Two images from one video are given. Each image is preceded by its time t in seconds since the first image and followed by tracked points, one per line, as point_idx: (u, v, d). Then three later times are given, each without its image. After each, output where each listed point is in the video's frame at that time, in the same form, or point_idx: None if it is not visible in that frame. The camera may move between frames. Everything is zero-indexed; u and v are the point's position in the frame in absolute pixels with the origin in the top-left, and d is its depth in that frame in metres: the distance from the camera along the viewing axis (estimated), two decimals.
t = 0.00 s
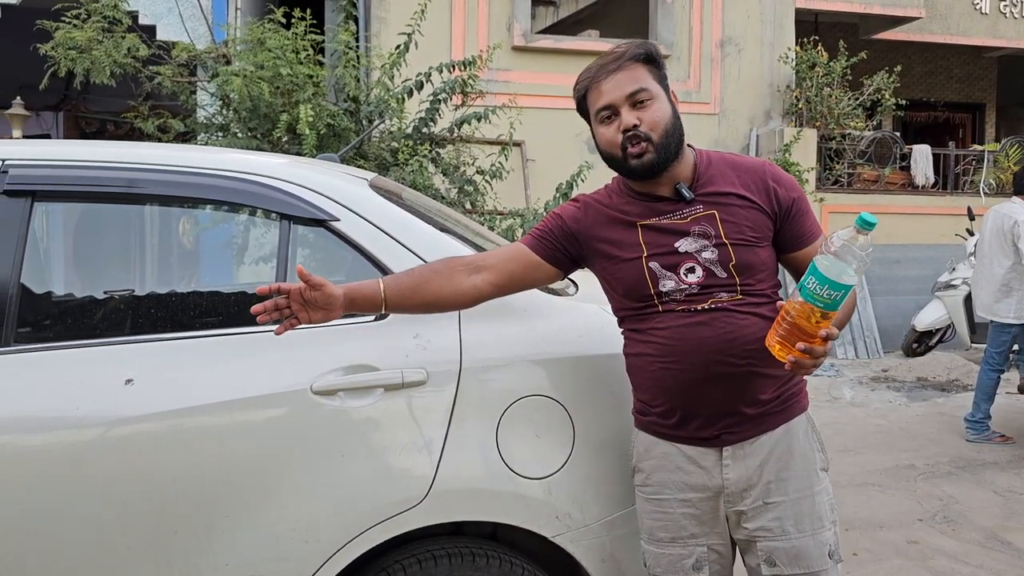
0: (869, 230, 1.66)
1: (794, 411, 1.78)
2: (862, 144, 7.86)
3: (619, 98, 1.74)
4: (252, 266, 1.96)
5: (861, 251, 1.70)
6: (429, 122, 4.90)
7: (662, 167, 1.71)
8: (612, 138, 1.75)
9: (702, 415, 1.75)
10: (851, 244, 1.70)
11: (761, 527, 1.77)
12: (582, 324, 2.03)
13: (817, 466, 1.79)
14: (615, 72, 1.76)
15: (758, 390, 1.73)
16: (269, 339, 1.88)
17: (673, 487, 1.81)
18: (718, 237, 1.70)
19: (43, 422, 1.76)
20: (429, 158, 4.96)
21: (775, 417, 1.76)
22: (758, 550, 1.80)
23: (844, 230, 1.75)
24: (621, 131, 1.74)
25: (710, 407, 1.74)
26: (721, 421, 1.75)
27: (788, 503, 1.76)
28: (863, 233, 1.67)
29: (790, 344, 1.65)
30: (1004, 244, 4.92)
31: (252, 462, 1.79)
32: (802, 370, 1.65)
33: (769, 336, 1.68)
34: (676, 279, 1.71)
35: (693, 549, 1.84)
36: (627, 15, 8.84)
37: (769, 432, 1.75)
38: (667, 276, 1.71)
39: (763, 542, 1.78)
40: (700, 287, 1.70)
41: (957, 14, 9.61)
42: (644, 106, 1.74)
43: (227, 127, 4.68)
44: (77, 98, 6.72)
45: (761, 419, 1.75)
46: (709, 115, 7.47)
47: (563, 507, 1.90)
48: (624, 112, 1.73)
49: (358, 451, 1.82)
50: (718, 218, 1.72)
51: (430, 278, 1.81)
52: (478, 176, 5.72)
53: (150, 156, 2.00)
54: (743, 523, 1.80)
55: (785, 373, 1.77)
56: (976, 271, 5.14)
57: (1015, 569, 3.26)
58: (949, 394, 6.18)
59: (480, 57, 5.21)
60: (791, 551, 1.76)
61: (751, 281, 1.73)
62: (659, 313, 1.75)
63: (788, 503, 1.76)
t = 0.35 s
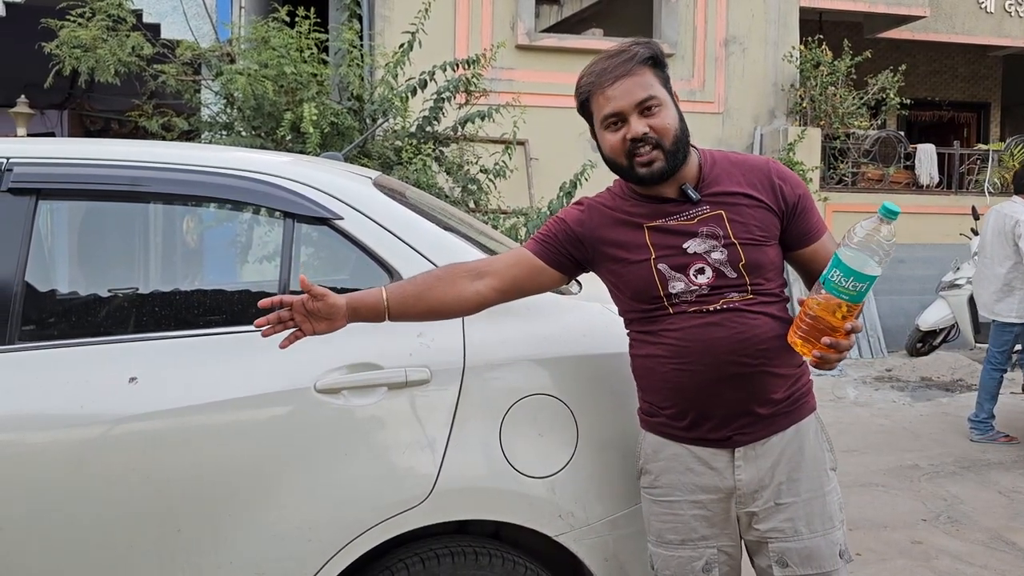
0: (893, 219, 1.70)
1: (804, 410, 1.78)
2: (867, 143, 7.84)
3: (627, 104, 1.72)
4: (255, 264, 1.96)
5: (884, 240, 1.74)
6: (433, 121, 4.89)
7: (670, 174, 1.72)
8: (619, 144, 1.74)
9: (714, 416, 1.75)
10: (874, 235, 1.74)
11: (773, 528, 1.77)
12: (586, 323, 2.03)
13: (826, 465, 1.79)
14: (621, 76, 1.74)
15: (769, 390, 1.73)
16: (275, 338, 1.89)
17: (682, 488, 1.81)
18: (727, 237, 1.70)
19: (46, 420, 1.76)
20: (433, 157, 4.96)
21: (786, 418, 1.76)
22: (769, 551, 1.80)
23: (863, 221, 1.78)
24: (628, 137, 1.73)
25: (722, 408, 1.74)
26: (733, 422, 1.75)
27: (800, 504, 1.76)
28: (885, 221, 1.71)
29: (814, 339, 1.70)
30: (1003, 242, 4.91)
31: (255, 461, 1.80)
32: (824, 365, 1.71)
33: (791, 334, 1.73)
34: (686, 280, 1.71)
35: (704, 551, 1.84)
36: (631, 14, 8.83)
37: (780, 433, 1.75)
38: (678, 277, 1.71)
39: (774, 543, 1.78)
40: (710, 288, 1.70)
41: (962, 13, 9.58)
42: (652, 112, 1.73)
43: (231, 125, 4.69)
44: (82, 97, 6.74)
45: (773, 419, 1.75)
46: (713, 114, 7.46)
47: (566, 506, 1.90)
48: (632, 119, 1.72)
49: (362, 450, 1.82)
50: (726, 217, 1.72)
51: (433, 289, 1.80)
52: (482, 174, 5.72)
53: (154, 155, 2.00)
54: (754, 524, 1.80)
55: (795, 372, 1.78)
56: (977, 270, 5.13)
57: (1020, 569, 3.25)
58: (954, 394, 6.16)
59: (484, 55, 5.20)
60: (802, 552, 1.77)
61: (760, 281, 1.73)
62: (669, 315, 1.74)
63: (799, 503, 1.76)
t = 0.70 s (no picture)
0: (894, 230, 1.69)
1: (808, 414, 1.77)
2: (870, 141, 7.82)
3: (610, 106, 1.73)
4: (256, 262, 1.96)
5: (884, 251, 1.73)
6: (435, 118, 4.89)
7: (652, 176, 1.71)
8: (605, 145, 1.76)
9: (713, 419, 1.75)
10: (876, 246, 1.73)
11: (774, 532, 1.77)
12: (588, 321, 2.03)
13: (832, 471, 1.78)
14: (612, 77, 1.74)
15: (771, 394, 1.73)
16: (276, 335, 1.88)
17: (682, 488, 1.82)
18: (729, 240, 1.69)
19: (47, 417, 1.76)
20: (434, 154, 4.95)
21: (789, 421, 1.75)
22: (773, 555, 1.80)
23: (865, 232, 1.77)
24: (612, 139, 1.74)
25: (722, 411, 1.74)
26: (733, 425, 1.75)
27: (803, 509, 1.75)
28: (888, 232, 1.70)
29: (815, 354, 1.66)
30: (1004, 240, 4.90)
31: (255, 459, 1.80)
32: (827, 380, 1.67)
33: (791, 347, 1.70)
34: (686, 283, 1.71)
35: (703, 553, 1.84)
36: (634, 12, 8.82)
37: (783, 436, 1.74)
38: (678, 280, 1.71)
39: (777, 547, 1.79)
40: (710, 291, 1.70)
41: (966, 12, 9.55)
42: (635, 114, 1.71)
43: (233, 123, 4.69)
44: (84, 94, 6.75)
45: (774, 423, 1.74)
46: (716, 112, 7.45)
47: (567, 504, 1.90)
48: (612, 121, 1.72)
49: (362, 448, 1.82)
50: (730, 219, 1.71)
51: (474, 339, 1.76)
52: (483, 172, 5.71)
53: (155, 151, 2.00)
54: (755, 527, 1.80)
55: (800, 376, 1.76)
56: (978, 269, 5.12)
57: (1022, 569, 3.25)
58: (956, 393, 6.15)
59: (486, 53, 5.19)
60: (805, 557, 1.77)
61: (764, 284, 1.72)
62: (670, 316, 1.74)
63: (802, 508, 1.75)
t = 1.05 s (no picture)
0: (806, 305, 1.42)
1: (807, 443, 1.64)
2: (871, 137, 7.79)
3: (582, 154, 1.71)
4: (257, 257, 1.96)
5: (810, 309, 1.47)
6: (435, 114, 4.88)
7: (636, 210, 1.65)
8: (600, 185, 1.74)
9: (704, 426, 1.71)
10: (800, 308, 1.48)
11: (751, 555, 1.71)
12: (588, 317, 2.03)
13: (826, 507, 1.65)
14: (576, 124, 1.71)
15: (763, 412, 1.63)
16: (277, 330, 1.88)
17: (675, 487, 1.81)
18: (723, 257, 1.59)
19: (45, 412, 1.76)
20: (435, 149, 4.94)
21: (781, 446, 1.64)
22: None
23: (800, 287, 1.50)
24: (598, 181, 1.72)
25: (712, 419, 1.69)
26: (722, 435, 1.69)
27: (783, 539, 1.67)
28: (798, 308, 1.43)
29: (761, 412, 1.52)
30: (1007, 237, 4.89)
31: (255, 455, 1.80)
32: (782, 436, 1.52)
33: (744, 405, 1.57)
34: (685, 298, 1.65)
35: (684, 558, 1.81)
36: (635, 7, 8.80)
37: (770, 459, 1.65)
38: (677, 295, 1.66)
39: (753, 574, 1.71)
40: (705, 307, 1.63)
41: (969, 7, 9.53)
42: (597, 158, 1.66)
43: (233, 118, 4.68)
44: (84, 89, 6.73)
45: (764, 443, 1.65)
46: (717, 108, 7.44)
47: (567, 499, 1.91)
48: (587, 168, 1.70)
49: (362, 443, 1.82)
50: (728, 234, 1.59)
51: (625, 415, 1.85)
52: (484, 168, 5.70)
53: (156, 147, 1.99)
54: (733, 548, 1.74)
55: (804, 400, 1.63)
56: (980, 265, 5.11)
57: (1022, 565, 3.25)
58: (956, 390, 6.15)
59: (486, 48, 5.18)
60: None
61: (764, 301, 1.59)
62: (674, 327, 1.71)
63: (783, 538, 1.67)
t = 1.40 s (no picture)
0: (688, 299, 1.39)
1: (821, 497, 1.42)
2: (870, 129, 7.76)
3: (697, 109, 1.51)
4: (256, 249, 1.96)
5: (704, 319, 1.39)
6: (434, 105, 4.87)
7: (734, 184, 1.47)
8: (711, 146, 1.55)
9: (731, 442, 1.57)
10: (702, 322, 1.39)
11: None
12: (586, 308, 2.03)
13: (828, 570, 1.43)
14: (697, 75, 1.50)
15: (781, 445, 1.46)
16: (276, 321, 1.89)
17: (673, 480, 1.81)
18: (772, 262, 1.40)
19: (44, 404, 1.76)
20: (434, 141, 4.93)
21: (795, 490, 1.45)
22: None
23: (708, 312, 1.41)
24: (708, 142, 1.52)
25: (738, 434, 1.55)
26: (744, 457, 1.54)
27: None
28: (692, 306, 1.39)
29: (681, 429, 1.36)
30: (1007, 229, 4.90)
31: (254, 446, 1.80)
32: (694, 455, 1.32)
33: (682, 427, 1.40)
34: (742, 292, 1.50)
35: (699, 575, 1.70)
36: None
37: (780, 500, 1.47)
38: (738, 286, 1.51)
39: None
40: (750, 309, 1.48)
41: None
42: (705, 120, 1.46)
43: (232, 109, 4.68)
44: (82, 81, 6.71)
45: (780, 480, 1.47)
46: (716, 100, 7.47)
47: (566, 491, 1.91)
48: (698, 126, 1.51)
49: (362, 434, 1.83)
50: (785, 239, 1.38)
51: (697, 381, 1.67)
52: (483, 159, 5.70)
53: (155, 138, 1.99)
54: None
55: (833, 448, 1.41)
56: (980, 257, 5.11)
57: (1019, 556, 3.26)
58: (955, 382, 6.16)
59: (485, 39, 5.17)
60: None
61: (799, 325, 1.38)
62: (733, 319, 1.57)
63: None
